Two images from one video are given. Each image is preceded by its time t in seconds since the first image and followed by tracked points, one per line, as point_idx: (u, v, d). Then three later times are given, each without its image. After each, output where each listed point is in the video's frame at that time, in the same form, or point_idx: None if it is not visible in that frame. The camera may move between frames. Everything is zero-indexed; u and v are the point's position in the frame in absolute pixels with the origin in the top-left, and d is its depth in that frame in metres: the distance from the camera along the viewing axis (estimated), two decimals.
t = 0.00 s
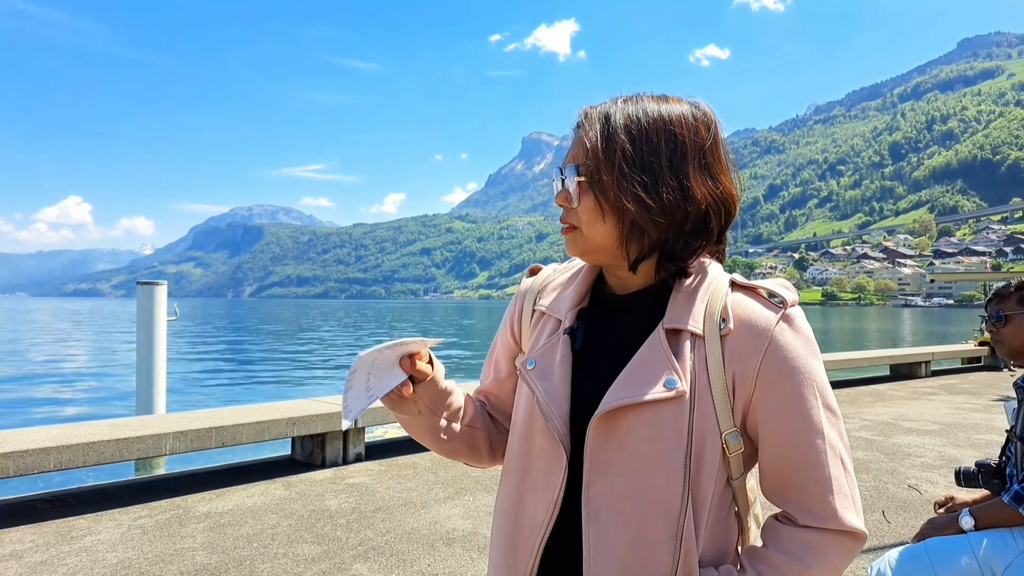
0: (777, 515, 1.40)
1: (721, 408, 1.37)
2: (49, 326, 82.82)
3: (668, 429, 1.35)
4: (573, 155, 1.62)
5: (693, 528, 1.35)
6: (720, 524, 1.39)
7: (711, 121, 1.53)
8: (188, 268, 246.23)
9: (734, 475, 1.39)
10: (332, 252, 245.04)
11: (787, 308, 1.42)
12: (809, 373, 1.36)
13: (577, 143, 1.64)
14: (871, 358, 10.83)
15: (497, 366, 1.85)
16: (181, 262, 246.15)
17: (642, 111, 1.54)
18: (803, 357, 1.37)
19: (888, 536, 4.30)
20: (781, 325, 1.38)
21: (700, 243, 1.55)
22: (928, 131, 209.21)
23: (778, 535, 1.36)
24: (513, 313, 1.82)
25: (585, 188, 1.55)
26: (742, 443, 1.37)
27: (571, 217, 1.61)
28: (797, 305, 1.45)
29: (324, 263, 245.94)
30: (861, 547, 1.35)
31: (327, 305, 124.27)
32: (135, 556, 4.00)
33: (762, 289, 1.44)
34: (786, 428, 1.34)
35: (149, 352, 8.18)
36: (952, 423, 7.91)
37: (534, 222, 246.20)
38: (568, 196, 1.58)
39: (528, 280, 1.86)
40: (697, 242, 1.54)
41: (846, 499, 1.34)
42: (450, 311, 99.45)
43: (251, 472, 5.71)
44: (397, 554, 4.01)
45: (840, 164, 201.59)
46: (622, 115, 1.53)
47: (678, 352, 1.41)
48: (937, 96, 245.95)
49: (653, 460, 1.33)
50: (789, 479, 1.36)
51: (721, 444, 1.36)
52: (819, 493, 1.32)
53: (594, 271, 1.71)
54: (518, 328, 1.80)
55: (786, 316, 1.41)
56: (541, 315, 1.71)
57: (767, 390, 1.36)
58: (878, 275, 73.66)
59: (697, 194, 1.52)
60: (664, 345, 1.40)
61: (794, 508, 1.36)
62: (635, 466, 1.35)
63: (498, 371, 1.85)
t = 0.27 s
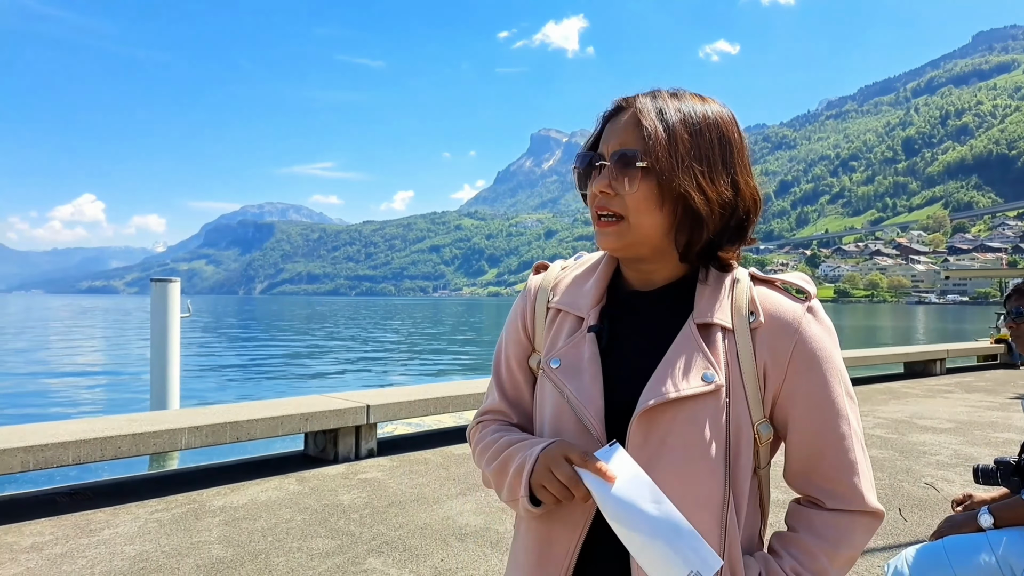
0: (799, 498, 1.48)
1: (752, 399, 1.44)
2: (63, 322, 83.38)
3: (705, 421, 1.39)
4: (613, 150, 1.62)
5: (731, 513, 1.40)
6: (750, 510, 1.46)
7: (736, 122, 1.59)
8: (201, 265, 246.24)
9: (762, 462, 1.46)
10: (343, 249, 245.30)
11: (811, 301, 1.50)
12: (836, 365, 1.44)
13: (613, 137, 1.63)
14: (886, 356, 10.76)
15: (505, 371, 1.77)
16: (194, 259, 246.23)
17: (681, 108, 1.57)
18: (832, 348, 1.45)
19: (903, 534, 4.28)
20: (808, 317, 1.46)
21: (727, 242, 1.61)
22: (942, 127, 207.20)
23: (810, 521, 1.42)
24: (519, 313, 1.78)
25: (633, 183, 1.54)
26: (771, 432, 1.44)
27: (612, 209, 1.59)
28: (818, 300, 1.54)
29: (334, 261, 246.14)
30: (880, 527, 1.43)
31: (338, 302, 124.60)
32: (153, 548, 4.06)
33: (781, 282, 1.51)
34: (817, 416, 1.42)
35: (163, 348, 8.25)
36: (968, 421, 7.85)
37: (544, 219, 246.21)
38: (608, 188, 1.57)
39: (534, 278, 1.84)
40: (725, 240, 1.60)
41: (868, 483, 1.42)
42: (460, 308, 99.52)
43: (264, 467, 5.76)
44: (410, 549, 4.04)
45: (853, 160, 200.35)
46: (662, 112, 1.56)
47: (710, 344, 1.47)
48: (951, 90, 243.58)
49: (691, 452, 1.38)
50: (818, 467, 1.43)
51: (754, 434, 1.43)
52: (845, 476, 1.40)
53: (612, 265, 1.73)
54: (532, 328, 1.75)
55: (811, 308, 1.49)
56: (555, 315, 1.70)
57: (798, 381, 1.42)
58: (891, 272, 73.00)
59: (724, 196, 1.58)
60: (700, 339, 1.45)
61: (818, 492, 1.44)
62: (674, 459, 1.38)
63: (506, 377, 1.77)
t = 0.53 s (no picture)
0: (827, 485, 1.53)
1: (785, 389, 1.49)
2: (91, 318, 84.50)
3: (746, 409, 1.44)
4: (662, 148, 1.63)
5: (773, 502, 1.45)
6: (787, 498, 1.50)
7: (757, 127, 1.69)
8: (225, 262, 246.23)
9: (795, 452, 1.51)
10: (364, 246, 245.77)
11: (832, 295, 1.57)
12: (860, 354, 1.51)
13: (657, 136, 1.66)
14: (914, 353, 10.60)
15: (524, 371, 1.75)
16: (218, 256, 246.09)
17: (721, 107, 1.64)
18: (855, 339, 1.52)
19: (932, 534, 4.22)
20: (835, 308, 1.53)
21: (752, 241, 1.69)
22: (971, 120, 203.17)
23: (841, 506, 1.47)
24: (541, 310, 1.77)
25: (698, 179, 1.57)
26: (803, 423, 1.50)
27: (665, 207, 1.60)
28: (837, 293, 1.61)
29: (356, 257, 245.96)
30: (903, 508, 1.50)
31: (360, 299, 125.08)
32: (183, 540, 4.14)
33: (805, 275, 1.60)
34: (848, 405, 1.47)
35: (189, 343, 8.39)
36: (999, 420, 7.72)
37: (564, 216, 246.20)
38: (664, 185, 1.58)
39: (552, 278, 1.84)
40: (745, 233, 1.69)
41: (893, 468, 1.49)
42: (481, 305, 99.43)
43: (290, 462, 5.84)
44: (434, 543, 4.08)
45: (879, 154, 197.14)
46: (713, 109, 1.63)
47: (742, 337, 1.53)
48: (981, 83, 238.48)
49: (736, 444, 1.42)
50: (848, 454, 1.48)
51: (790, 424, 1.48)
52: (873, 460, 1.46)
53: (637, 262, 1.75)
54: (554, 328, 1.74)
55: (833, 301, 1.57)
56: (579, 315, 1.70)
57: (828, 371, 1.48)
58: (919, 268, 71.78)
59: (753, 198, 1.67)
60: (736, 333, 1.51)
61: (849, 480, 1.49)
62: (719, 449, 1.42)
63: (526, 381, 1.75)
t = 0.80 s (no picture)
0: (850, 477, 1.55)
1: (808, 383, 1.50)
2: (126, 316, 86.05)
3: (767, 404, 1.45)
4: (676, 147, 1.64)
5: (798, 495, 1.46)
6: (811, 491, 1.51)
7: (776, 126, 1.69)
8: (255, 259, 246.32)
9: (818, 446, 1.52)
10: (391, 244, 245.82)
11: (852, 289, 1.58)
12: (882, 347, 1.52)
13: (671, 136, 1.67)
14: (949, 351, 10.37)
15: (547, 367, 1.76)
16: (249, 254, 246.08)
17: (737, 109, 1.64)
18: (877, 333, 1.53)
19: (967, 536, 4.13)
20: (855, 302, 1.54)
21: (767, 239, 1.68)
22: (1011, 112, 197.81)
23: (866, 497, 1.48)
24: (561, 310, 1.78)
25: (709, 178, 1.58)
26: (826, 417, 1.51)
27: (680, 203, 1.60)
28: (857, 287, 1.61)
29: (383, 254, 246.07)
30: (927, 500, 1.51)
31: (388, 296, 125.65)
32: (218, 532, 4.24)
33: (822, 270, 1.59)
34: (870, 397, 1.49)
35: (221, 340, 8.56)
36: None
37: (591, 213, 246.14)
38: (678, 182, 1.59)
39: (571, 278, 1.84)
40: (756, 232, 1.69)
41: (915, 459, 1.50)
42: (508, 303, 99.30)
43: (320, 456, 5.93)
44: (463, 538, 4.12)
45: (914, 147, 192.71)
46: (728, 111, 1.64)
47: (765, 333, 1.53)
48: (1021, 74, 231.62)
49: (761, 438, 1.42)
50: (870, 447, 1.49)
51: (812, 418, 1.50)
52: (896, 452, 1.47)
53: (656, 260, 1.74)
54: (577, 328, 1.74)
55: (854, 294, 1.57)
56: (602, 315, 1.70)
57: (850, 364, 1.49)
58: (955, 265, 70.16)
59: (763, 196, 1.66)
60: (759, 328, 1.51)
61: (873, 471, 1.50)
62: (746, 444, 1.42)
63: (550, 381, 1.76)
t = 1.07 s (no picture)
0: (877, 481, 1.53)
1: (827, 384, 1.48)
2: (163, 314, 87.73)
3: (782, 405, 1.44)
4: (688, 150, 1.65)
5: (816, 497, 1.44)
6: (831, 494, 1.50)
7: (800, 128, 1.65)
8: (288, 258, 246.24)
9: (840, 446, 1.50)
10: (421, 243, 245.52)
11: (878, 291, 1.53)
12: (907, 352, 1.48)
13: (687, 137, 1.68)
14: (992, 352, 10.06)
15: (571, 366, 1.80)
16: (283, 254, 246.07)
17: (752, 110, 1.62)
18: (903, 334, 1.49)
19: (1008, 541, 4.02)
20: (879, 303, 1.50)
21: (787, 241, 1.64)
22: None
23: (888, 502, 1.48)
24: (586, 310, 1.79)
25: (717, 180, 1.58)
26: (848, 418, 1.49)
27: (690, 204, 1.61)
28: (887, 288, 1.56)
29: (414, 253, 246.04)
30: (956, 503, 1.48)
31: (418, 295, 126.12)
32: (253, 527, 4.33)
33: (847, 270, 1.55)
34: (894, 400, 1.46)
35: (256, 336, 8.74)
36: None
37: (621, 211, 246.27)
38: (688, 185, 1.60)
39: (597, 277, 1.84)
40: (773, 231, 1.65)
41: (944, 463, 1.47)
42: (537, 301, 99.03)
43: (352, 453, 6.02)
44: (492, 536, 4.14)
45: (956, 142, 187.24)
46: (744, 112, 1.62)
47: (785, 334, 1.52)
48: None
49: (773, 439, 1.42)
50: (894, 448, 1.49)
51: (831, 418, 1.48)
52: (921, 455, 1.46)
53: (679, 261, 1.73)
54: (600, 325, 1.76)
55: (879, 295, 1.53)
56: (622, 313, 1.71)
57: (871, 366, 1.47)
58: (998, 263, 68.32)
59: (777, 198, 1.63)
60: (774, 330, 1.50)
61: (895, 473, 1.49)
62: (759, 444, 1.42)
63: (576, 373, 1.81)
